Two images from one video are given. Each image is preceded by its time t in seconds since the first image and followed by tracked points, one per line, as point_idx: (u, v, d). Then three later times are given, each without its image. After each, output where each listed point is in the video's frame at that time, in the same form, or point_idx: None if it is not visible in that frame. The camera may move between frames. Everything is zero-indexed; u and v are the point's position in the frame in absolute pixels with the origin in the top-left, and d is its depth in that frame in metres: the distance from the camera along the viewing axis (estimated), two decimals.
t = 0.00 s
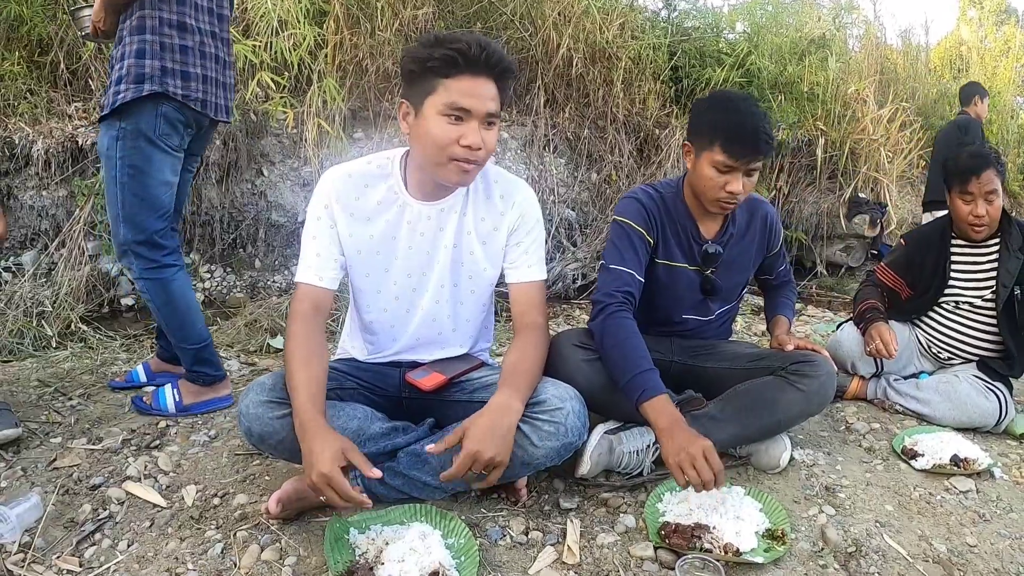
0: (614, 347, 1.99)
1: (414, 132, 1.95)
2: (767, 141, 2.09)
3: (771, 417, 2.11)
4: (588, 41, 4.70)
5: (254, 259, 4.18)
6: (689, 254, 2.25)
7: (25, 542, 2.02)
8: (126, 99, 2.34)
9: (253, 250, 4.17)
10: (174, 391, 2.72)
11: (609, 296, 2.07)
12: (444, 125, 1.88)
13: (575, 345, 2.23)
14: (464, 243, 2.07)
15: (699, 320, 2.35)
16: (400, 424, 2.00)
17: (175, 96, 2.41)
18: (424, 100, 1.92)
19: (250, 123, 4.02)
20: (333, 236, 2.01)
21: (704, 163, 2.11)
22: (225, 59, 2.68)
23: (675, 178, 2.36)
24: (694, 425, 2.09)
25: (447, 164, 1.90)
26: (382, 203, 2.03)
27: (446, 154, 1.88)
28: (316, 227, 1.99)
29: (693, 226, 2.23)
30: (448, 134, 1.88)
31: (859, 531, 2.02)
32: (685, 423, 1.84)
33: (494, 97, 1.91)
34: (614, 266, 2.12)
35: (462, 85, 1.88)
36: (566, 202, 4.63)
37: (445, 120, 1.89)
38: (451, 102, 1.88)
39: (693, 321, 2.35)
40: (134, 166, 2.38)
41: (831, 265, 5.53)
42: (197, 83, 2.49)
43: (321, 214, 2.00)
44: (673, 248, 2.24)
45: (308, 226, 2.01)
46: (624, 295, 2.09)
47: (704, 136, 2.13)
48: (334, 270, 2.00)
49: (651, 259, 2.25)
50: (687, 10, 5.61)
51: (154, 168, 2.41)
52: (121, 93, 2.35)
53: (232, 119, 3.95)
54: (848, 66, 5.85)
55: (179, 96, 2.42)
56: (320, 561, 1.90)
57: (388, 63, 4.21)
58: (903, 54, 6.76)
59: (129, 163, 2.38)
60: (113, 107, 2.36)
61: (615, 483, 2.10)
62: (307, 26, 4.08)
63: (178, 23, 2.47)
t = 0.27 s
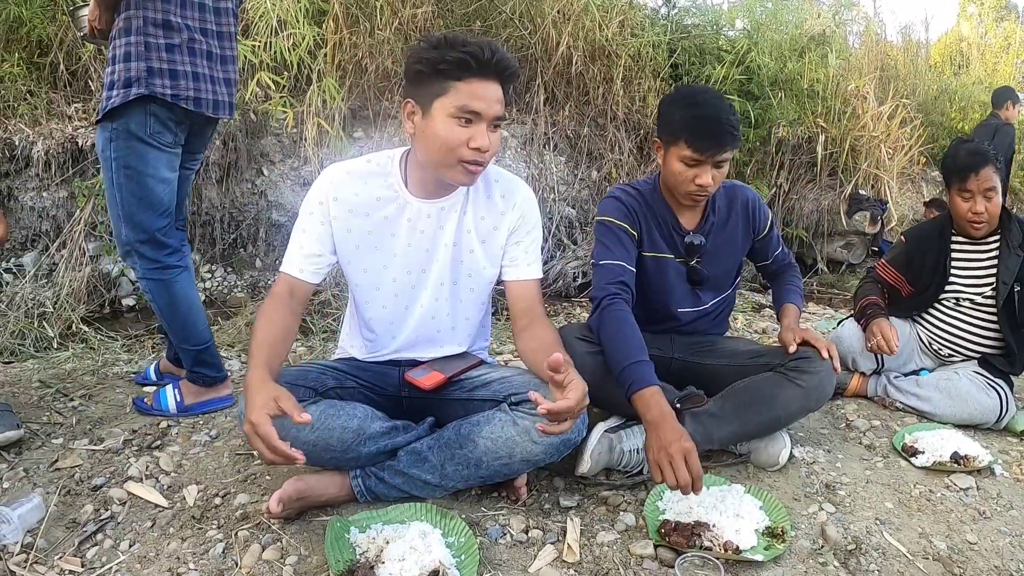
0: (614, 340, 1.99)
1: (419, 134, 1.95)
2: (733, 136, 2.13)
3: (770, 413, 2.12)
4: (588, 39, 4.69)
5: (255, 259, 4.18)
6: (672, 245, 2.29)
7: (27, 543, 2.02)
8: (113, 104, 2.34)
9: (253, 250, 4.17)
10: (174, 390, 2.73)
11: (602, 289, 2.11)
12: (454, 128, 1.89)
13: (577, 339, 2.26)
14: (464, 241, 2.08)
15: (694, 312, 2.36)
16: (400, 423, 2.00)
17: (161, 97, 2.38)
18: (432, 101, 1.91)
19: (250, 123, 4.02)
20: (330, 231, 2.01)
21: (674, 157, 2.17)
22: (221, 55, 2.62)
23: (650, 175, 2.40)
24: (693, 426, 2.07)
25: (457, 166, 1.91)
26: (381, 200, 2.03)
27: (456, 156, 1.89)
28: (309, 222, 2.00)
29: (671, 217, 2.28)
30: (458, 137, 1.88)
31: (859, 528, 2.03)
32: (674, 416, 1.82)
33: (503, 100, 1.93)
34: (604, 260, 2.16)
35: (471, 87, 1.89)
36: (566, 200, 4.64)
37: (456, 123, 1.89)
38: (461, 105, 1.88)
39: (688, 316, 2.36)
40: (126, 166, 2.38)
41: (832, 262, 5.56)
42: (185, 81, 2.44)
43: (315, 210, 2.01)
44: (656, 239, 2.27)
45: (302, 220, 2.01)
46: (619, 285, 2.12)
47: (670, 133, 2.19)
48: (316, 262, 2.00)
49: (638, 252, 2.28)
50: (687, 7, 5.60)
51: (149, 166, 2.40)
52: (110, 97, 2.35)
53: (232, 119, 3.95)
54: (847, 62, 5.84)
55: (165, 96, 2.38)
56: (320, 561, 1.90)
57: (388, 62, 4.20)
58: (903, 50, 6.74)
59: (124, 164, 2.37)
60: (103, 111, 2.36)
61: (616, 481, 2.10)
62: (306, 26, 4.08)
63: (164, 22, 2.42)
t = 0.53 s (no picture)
0: (613, 352, 1.98)
1: (416, 131, 1.96)
2: (717, 132, 2.16)
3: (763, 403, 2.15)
4: (586, 37, 4.68)
5: (254, 259, 4.19)
6: (658, 244, 2.31)
7: (28, 545, 2.03)
8: (97, 106, 2.34)
9: (253, 250, 4.18)
10: (173, 391, 2.74)
11: (601, 299, 2.08)
12: (446, 124, 1.89)
13: (574, 335, 2.26)
14: (466, 241, 2.08)
15: (675, 306, 2.39)
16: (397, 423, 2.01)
17: (143, 100, 2.36)
18: (426, 98, 1.92)
19: (249, 124, 4.03)
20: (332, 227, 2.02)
21: (656, 153, 2.20)
22: (211, 56, 2.59)
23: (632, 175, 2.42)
24: (688, 418, 2.12)
25: (450, 161, 1.90)
26: (383, 199, 2.04)
27: (448, 152, 1.89)
28: (311, 217, 2.01)
29: (653, 216, 2.30)
30: (449, 133, 1.88)
31: (857, 526, 2.03)
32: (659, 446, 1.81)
33: (497, 96, 1.92)
34: (597, 271, 2.13)
35: (461, 84, 1.88)
36: (565, 199, 4.64)
37: (445, 118, 1.89)
38: (450, 101, 1.88)
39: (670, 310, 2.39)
40: (122, 166, 2.38)
41: (831, 259, 5.56)
42: (168, 84, 2.42)
43: (317, 205, 2.02)
44: (644, 244, 2.27)
45: (301, 215, 2.02)
46: (616, 293, 2.09)
47: (653, 130, 2.21)
48: (309, 257, 2.00)
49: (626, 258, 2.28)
50: (685, 5, 5.60)
51: (143, 165, 2.41)
52: (96, 100, 2.36)
53: (230, 120, 3.96)
54: (846, 59, 5.82)
55: (150, 99, 2.37)
56: (319, 561, 1.91)
57: (385, 62, 4.20)
58: (902, 47, 6.74)
59: (119, 164, 2.38)
60: (91, 113, 2.37)
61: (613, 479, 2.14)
62: (303, 26, 4.08)
63: (148, 26, 2.41)
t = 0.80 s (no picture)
0: (614, 367, 1.97)
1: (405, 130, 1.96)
2: (721, 135, 2.11)
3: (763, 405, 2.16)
4: (583, 35, 4.67)
5: (253, 260, 4.18)
6: (662, 253, 2.30)
7: (26, 547, 2.03)
8: (98, 111, 2.34)
9: (251, 251, 4.17)
10: (173, 393, 2.74)
11: (603, 313, 2.06)
12: (425, 121, 1.89)
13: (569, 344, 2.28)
14: (463, 241, 2.07)
15: (678, 315, 2.40)
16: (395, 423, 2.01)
17: (143, 104, 2.36)
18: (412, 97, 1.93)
19: (246, 125, 4.02)
20: (332, 223, 2.04)
21: (660, 156, 2.15)
22: (211, 56, 2.58)
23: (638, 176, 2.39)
24: (688, 421, 2.15)
25: (429, 159, 1.90)
26: (383, 197, 2.05)
27: (427, 150, 1.89)
28: (313, 213, 2.03)
29: (655, 224, 2.27)
30: (427, 130, 1.89)
31: (856, 524, 2.03)
32: (664, 460, 1.84)
33: (480, 94, 1.89)
34: (598, 282, 2.11)
35: (442, 82, 1.87)
36: (563, 197, 4.63)
37: (424, 116, 1.89)
38: (430, 99, 1.88)
39: (672, 321, 2.40)
40: (126, 167, 2.38)
41: (831, 256, 5.56)
42: (168, 86, 2.41)
43: (321, 200, 2.04)
44: (646, 253, 2.27)
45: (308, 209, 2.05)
46: (618, 309, 2.07)
47: (656, 134, 2.15)
48: (323, 250, 2.01)
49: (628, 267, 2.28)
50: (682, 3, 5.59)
51: (146, 165, 2.40)
52: (96, 103, 2.35)
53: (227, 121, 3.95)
54: (844, 56, 5.81)
55: (150, 102, 2.37)
56: (317, 562, 1.91)
57: (382, 62, 4.19)
58: (900, 43, 6.73)
59: (121, 165, 2.37)
60: (93, 116, 2.36)
61: (612, 479, 2.13)
62: (299, 26, 4.07)
63: (146, 29, 2.40)
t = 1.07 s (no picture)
0: (619, 365, 1.97)
1: (413, 130, 1.96)
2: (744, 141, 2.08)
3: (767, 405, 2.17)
4: (582, 33, 4.66)
5: (252, 260, 4.18)
6: (674, 254, 2.30)
7: (28, 549, 2.02)
8: (107, 112, 2.34)
9: (251, 251, 4.17)
10: (174, 394, 2.74)
11: (608, 309, 2.06)
12: (434, 122, 1.89)
13: (572, 342, 2.30)
14: (470, 245, 2.07)
15: (687, 315, 2.42)
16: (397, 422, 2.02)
17: (152, 106, 2.36)
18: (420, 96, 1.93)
19: (245, 125, 4.02)
20: (337, 226, 2.02)
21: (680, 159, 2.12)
22: (222, 56, 2.57)
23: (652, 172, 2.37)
24: (691, 420, 2.14)
25: (439, 160, 1.89)
26: (388, 199, 2.04)
27: (435, 152, 1.89)
28: (318, 213, 2.00)
29: (670, 225, 2.27)
30: (436, 131, 1.88)
31: (858, 520, 2.03)
32: (672, 460, 1.84)
33: (490, 94, 1.88)
34: (606, 278, 2.11)
35: (451, 81, 1.87)
36: (563, 196, 4.63)
37: (433, 116, 1.89)
38: (440, 99, 1.87)
39: (681, 319, 2.43)
40: (134, 166, 2.37)
41: (830, 253, 5.56)
42: (177, 88, 2.41)
43: (325, 202, 2.01)
44: (657, 251, 2.27)
45: (310, 211, 2.02)
46: (625, 305, 2.06)
47: (679, 135, 2.12)
48: (322, 254, 1.98)
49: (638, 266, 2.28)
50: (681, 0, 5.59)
51: (155, 164, 2.39)
52: (106, 105, 2.36)
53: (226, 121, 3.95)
54: (843, 53, 5.80)
55: (159, 104, 2.37)
56: (320, 562, 1.91)
57: (381, 61, 4.19)
58: (898, 40, 6.72)
59: (130, 165, 2.37)
60: (102, 117, 2.37)
61: (613, 477, 2.11)
62: (297, 26, 4.06)
63: (154, 30, 2.40)
